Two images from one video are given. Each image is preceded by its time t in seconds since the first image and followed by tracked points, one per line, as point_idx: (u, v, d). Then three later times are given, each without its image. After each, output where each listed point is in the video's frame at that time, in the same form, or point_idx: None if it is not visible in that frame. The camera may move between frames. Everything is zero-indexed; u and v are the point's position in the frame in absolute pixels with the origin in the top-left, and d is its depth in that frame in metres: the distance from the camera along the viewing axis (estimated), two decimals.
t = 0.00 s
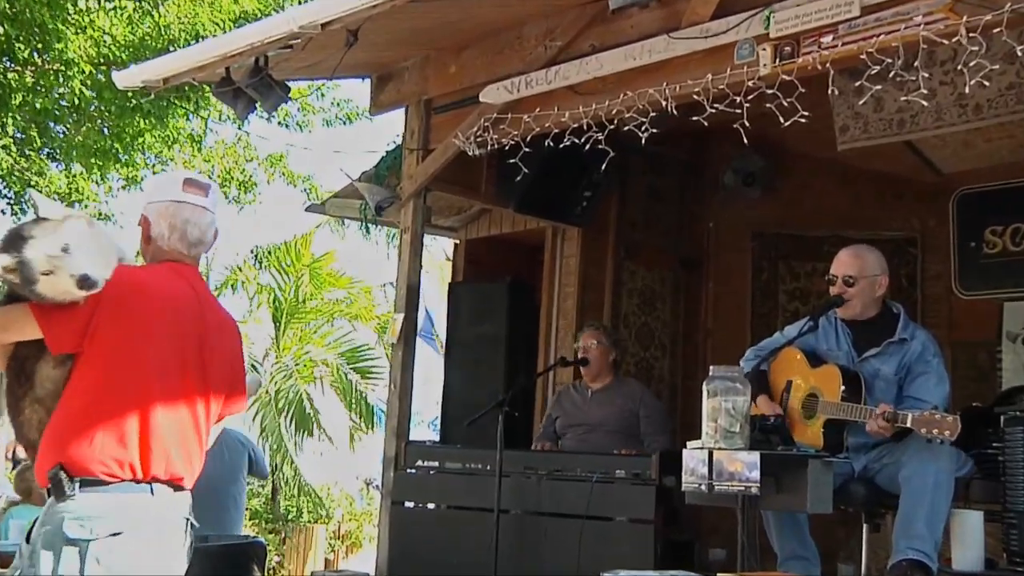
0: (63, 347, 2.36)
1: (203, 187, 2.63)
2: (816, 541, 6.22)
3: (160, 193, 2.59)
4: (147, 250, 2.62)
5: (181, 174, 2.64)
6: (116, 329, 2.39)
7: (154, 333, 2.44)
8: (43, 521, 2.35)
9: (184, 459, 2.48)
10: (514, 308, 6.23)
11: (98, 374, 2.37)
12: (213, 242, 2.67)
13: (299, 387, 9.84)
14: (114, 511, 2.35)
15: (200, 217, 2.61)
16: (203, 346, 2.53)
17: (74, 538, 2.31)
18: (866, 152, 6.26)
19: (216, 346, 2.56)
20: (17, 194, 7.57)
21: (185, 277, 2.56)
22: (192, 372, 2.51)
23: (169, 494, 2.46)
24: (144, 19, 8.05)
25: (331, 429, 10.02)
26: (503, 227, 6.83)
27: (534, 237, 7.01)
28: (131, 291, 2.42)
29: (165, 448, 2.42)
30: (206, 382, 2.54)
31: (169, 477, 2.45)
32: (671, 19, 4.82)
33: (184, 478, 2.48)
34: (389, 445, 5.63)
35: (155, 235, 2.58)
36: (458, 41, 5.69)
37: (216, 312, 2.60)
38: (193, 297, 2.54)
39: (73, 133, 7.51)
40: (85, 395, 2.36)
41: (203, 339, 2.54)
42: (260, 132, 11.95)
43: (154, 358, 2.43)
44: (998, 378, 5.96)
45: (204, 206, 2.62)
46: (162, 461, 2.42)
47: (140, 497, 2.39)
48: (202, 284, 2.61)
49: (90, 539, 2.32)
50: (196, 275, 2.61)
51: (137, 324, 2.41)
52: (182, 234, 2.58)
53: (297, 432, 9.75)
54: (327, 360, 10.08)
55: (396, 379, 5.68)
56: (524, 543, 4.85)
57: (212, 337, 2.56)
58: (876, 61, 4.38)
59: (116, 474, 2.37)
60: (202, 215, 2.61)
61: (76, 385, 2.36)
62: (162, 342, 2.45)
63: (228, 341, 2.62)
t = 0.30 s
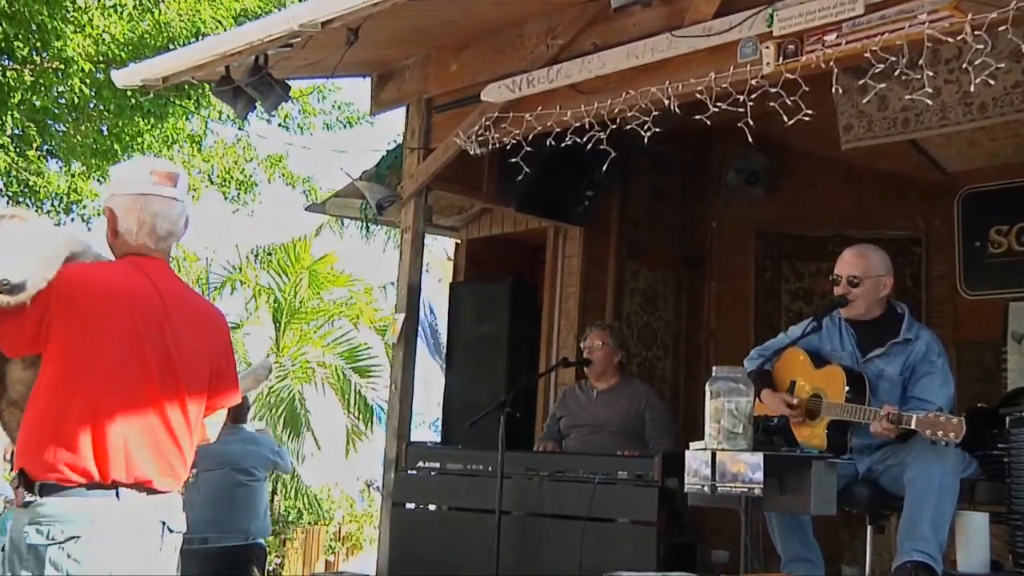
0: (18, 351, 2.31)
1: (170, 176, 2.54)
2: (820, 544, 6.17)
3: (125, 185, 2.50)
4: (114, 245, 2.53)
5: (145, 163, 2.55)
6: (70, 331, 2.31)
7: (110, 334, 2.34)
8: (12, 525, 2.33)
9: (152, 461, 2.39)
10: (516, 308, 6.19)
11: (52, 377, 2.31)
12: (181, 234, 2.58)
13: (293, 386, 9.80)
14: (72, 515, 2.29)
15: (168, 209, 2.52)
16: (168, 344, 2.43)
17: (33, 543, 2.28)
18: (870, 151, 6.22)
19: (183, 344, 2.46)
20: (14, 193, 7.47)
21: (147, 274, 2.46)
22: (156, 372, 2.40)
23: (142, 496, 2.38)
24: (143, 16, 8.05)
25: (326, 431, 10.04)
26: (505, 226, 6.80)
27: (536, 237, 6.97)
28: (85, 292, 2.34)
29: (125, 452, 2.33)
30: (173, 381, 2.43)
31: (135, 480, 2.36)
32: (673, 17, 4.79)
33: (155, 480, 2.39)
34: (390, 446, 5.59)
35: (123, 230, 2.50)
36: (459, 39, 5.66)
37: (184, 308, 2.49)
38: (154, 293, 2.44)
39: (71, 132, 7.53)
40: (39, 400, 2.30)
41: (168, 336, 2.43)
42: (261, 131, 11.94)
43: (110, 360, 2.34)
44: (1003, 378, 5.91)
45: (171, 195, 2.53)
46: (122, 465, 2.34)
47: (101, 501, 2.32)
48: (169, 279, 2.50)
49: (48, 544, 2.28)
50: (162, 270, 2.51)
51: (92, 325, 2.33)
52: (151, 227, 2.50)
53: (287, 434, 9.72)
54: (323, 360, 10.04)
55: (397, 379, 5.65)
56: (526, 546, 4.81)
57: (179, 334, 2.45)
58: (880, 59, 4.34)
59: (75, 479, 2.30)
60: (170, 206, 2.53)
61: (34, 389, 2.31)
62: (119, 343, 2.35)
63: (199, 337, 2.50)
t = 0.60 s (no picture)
0: None
1: (157, 172, 2.37)
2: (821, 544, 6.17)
3: (110, 182, 2.34)
4: (100, 242, 2.38)
5: (132, 159, 2.38)
6: (41, 332, 2.23)
7: (81, 335, 2.23)
8: None
9: (131, 467, 2.25)
10: (518, 308, 6.18)
11: (27, 380, 2.23)
12: (170, 232, 2.40)
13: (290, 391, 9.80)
14: (44, 518, 2.16)
15: (153, 207, 2.35)
16: (146, 345, 2.27)
17: (8, 546, 2.17)
18: (872, 151, 6.22)
19: (163, 344, 2.30)
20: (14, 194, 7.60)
21: (125, 271, 2.31)
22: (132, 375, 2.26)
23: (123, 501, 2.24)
24: (145, 17, 8.08)
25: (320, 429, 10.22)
26: (507, 226, 6.80)
27: (537, 236, 6.97)
28: (56, 292, 2.24)
29: (97, 458, 2.20)
30: (153, 383, 2.28)
31: (114, 486, 2.23)
32: (675, 17, 4.79)
33: (135, 486, 2.25)
34: (392, 446, 5.59)
35: (108, 230, 2.34)
36: (461, 39, 5.66)
37: (167, 305, 2.33)
38: (132, 291, 2.29)
39: (74, 133, 7.56)
40: (16, 409, 2.22)
41: (146, 336, 2.28)
42: (262, 131, 11.95)
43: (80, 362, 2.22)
44: (1005, 378, 5.91)
45: (157, 193, 2.36)
46: (95, 472, 2.20)
47: (76, 507, 2.18)
48: (152, 277, 2.35)
49: (22, 549, 2.16)
50: (145, 268, 2.35)
51: (63, 326, 2.22)
52: (134, 225, 2.33)
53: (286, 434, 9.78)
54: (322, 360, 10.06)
55: (398, 379, 5.65)
56: (527, 546, 4.81)
57: (159, 334, 2.29)
58: (882, 59, 4.34)
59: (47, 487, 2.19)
60: (156, 204, 2.35)
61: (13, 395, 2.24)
62: (91, 344, 2.23)
63: (185, 336, 2.34)
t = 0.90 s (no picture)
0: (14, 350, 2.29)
1: (185, 180, 2.38)
2: (823, 544, 6.17)
3: (138, 184, 2.35)
4: (120, 242, 2.39)
5: (163, 165, 2.40)
6: (43, 327, 2.24)
7: (77, 331, 2.22)
8: None
9: (124, 466, 2.22)
10: (519, 308, 6.18)
11: (33, 376, 2.24)
12: (189, 238, 2.40)
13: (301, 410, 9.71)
14: (40, 514, 2.15)
15: (177, 212, 2.36)
16: (141, 344, 2.25)
17: (3, 545, 2.16)
18: (874, 152, 6.21)
19: (161, 344, 2.26)
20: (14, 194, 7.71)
21: (127, 270, 2.30)
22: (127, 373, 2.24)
23: (118, 500, 2.22)
24: (147, 17, 8.10)
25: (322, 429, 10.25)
26: (507, 226, 6.79)
27: (538, 236, 6.96)
28: (60, 288, 2.25)
29: (88, 455, 2.18)
30: (147, 382, 2.25)
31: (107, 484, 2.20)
32: (676, 17, 4.79)
33: (128, 485, 2.22)
34: (393, 446, 5.59)
35: (128, 230, 2.35)
36: (463, 39, 5.66)
37: (169, 305, 2.30)
38: (131, 290, 2.27)
39: (75, 133, 7.48)
40: (23, 404, 2.24)
41: (146, 336, 2.26)
42: (262, 130, 11.93)
43: (77, 358, 2.22)
44: (1006, 378, 5.91)
45: (182, 199, 2.36)
46: (87, 469, 2.18)
47: (70, 504, 2.17)
48: (160, 278, 2.33)
49: (17, 547, 2.14)
50: (149, 267, 2.33)
51: (60, 323, 2.23)
52: (155, 227, 2.33)
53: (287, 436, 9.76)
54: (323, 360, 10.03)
55: (399, 379, 5.65)
56: (528, 546, 4.81)
57: (156, 332, 2.27)
58: (883, 59, 4.34)
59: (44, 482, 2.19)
60: (181, 212, 2.36)
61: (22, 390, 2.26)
62: (87, 341, 2.22)
63: (187, 338, 2.30)
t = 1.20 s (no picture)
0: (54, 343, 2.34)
1: (222, 181, 2.39)
2: (823, 544, 6.16)
3: (174, 184, 2.37)
4: (157, 239, 2.40)
5: (200, 166, 2.41)
6: (77, 319, 2.28)
7: (106, 324, 2.24)
8: (35, 519, 2.28)
9: (150, 458, 2.22)
10: (519, 308, 6.18)
11: (67, 368, 2.27)
12: (225, 239, 2.41)
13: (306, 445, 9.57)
14: (69, 505, 2.18)
15: (213, 212, 2.36)
16: (168, 337, 2.26)
17: (37, 534, 2.20)
18: (874, 152, 6.21)
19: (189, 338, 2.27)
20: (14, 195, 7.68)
21: (158, 266, 2.31)
22: (155, 367, 2.24)
23: (145, 491, 2.22)
24: (146, 17, 8.05)
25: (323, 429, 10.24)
26: (507, 226, 6.79)
27: (538, 236, 6.96)
28: (92, 282, 2.28)
29: (114, 446, 2.19)
30: (174, 376, 2.25)
31: (133, 476, 2.20)
32: (676, 17, 4.79)
33: (153, 477, 2.21)
34: (393, 447, 5.58)
35: (164, 227, 2.36)
36: (463, 39, 5.66)
37: (198, 302, 2.30)
38: (160, 284, 2.29)
39: (75, 133, 7.55)
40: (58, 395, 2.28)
41: (173, 329, 2.26)
42: (262, 130, 11.96)
43: (105, 351, 2.24)
44: (1007, 378, 5.91)
45: (220, 200, 2.37)
46: (113, 459, 2.19)
47: (97, 494, 2.19)
48: (191, 275, 2.33)
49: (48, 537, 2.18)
50: (180, 264, 2.34)
51: (91, 316, 2.26)
52: (190, 226, 2.35)
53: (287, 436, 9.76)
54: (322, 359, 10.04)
55: (399, 380, 5.65)
56: (528, 546, 4.81)
57: (183, 326, 2.27)
58: (883, 60, 4.34)
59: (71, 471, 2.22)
60: (217, 212, 2.37)
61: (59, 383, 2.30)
62: (116, 333, 2.24)
63: (215, 333, 2.29)
